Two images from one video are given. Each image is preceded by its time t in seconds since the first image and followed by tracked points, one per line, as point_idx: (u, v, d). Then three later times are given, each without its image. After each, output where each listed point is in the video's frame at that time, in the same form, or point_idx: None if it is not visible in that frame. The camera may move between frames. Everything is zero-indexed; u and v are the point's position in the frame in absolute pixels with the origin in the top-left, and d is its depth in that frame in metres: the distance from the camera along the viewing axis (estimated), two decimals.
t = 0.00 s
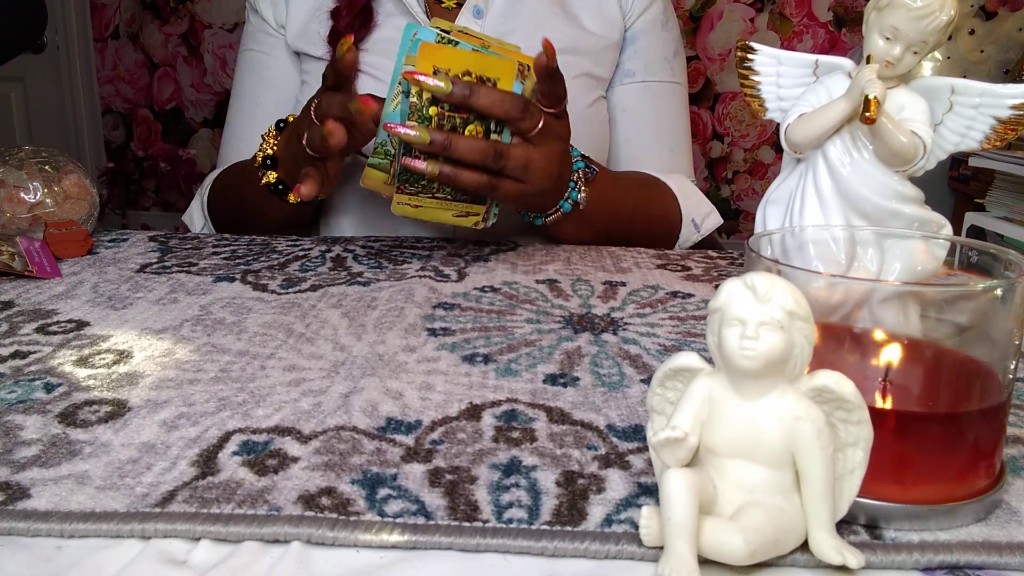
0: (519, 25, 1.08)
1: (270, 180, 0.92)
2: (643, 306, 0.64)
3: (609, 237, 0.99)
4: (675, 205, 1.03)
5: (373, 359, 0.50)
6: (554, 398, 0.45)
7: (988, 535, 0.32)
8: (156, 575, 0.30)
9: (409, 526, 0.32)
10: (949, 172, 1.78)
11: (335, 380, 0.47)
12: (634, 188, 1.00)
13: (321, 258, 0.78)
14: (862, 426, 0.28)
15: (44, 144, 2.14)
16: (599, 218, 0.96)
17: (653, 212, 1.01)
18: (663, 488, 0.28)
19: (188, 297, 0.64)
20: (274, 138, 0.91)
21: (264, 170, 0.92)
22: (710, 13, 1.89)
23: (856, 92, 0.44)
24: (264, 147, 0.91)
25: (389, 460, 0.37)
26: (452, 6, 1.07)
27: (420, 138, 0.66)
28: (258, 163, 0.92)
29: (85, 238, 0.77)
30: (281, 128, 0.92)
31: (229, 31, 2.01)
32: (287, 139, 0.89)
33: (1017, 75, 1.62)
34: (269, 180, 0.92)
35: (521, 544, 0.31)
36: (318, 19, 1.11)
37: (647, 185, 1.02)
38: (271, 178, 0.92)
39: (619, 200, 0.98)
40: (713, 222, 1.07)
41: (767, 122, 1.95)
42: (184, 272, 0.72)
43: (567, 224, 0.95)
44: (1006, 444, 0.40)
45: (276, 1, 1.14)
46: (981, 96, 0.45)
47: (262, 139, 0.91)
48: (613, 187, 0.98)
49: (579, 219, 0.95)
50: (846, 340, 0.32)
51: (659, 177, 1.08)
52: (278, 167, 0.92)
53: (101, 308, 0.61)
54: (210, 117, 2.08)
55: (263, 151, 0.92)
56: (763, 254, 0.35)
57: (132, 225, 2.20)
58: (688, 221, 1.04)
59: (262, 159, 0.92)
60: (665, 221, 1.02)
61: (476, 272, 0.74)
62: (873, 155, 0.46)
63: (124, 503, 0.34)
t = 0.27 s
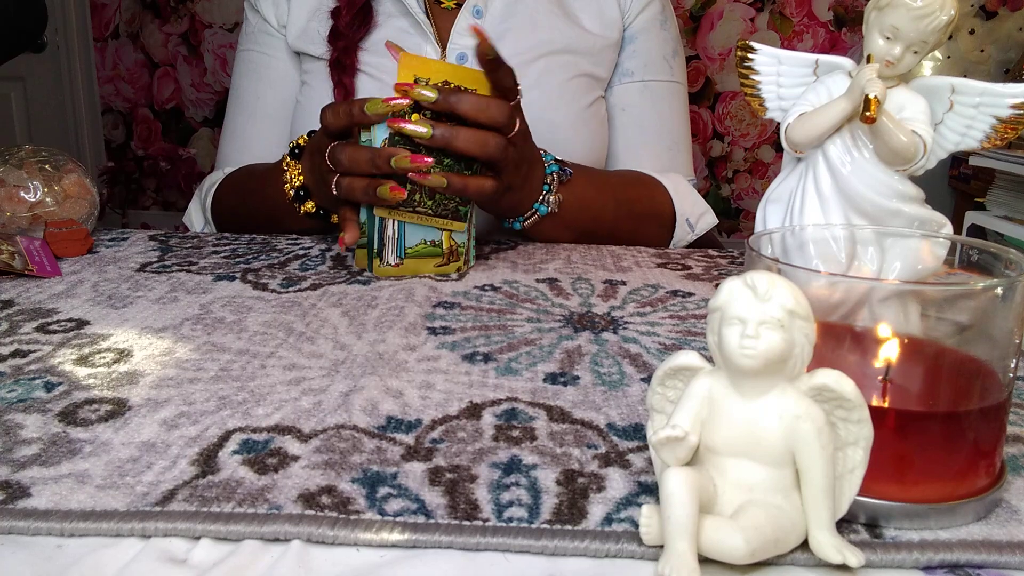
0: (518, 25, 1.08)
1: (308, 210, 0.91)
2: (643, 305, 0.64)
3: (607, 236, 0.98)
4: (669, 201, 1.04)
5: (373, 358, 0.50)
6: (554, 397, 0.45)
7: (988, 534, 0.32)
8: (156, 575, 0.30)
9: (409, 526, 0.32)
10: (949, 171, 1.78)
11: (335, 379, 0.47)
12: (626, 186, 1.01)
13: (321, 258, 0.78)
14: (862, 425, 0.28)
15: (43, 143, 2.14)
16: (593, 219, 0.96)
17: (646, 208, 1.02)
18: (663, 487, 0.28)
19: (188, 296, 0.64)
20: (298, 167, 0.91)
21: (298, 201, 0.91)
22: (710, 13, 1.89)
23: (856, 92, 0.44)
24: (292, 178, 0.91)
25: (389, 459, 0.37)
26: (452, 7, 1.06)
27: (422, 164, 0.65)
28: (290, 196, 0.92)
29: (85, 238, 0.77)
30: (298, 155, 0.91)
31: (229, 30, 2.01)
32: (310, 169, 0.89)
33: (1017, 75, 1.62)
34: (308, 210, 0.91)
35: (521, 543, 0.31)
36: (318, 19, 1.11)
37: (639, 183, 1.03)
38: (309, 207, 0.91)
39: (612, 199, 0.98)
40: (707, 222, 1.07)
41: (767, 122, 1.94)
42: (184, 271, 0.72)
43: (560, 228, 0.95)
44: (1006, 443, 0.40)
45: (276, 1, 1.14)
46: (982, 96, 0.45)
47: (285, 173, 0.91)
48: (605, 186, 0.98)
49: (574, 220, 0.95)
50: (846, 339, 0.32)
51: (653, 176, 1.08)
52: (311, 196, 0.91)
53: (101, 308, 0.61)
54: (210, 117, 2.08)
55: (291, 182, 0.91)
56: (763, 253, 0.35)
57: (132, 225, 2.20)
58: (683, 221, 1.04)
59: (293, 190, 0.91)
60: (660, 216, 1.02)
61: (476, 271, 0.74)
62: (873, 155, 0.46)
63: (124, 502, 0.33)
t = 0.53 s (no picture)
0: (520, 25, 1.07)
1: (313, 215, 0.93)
2: (643, 306, 0.64)
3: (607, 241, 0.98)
4: (668, 202, 1.04)
5: (373, 359, 0.50)
6: (554, 398, 0.45)
7: (988, 535, 0.32)
8: None
9: (409, 527, 0.32)
10: (949, 170, 1.78)
11: (335, 380, 0.47)
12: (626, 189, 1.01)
13: (321, 258, 0.78)
14: (862, 426, 0.28)
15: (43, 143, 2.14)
16: (593, 219, 0.96)
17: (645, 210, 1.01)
18: (663, 488, 0.28)
19: (188, 297, 0.64)
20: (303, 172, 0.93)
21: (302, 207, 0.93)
22: (710, 12, 1.89)
23: (856, 92, 0.44)
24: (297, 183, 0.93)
25: (389, 460, 0.37)
26: (452, 7, 1.06)
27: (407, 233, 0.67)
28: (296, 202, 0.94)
29: (85, 238, 0.77)
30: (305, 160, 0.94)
31: (229, 30, 2.01)
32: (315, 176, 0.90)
33: (1017, 74, 1.62)
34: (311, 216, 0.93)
35: (521, 544, 0.31)
36: (318, 19, 1.11)
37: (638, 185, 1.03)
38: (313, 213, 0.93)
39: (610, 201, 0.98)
40: (706, 221, 1.07)
41: (767, 121, 1.94)
42: (184, 271, 0.72)
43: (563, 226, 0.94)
44: (1006, 444, 0.40)
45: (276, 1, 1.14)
46: (982, 95, 0.45)
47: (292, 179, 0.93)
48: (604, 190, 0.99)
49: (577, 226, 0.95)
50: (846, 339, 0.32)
51: (652, 176, 1.09)
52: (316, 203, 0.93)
53: (101, 308, 0.61)
54: (210, 116, 2.08)
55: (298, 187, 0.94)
56: (763, 253, 0.35)
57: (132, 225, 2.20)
58: (682, 221, 1.04)
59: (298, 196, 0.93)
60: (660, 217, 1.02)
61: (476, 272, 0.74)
62: (873, 154, 0.46)
63: (124, 503, 0.34)
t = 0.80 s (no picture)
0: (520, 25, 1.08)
1: (288, 191, 0.93)
2: (643, 306, 0.64)
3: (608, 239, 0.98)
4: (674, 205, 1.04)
5: (373, 359, 0.50)
6: (554, 398, 0.45)
7: (988, 535, 0.32)
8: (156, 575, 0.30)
9: (409, 527, 0.32)
10: (949, 171, 1.78)
11: (335, 380, 0.47)
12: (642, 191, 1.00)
13: (321, 258, 0.78)
14: (862, 426, 0.28)
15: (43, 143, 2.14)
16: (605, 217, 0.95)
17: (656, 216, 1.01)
18: (663, 488, 0.28)
19: (188, 297, 0.64)
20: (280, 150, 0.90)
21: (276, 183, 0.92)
22: (710, 13, 1.89)
23: (856, 92, 0.44)
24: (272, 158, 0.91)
25: (389, 460, 0.37)
26: (452, 7, 1.06)
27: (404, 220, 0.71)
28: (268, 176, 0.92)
29: (85, 238, 0.77)
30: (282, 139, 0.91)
31: (229, 30, 2.01)
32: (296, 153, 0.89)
33: (1017, 75, 1.62)
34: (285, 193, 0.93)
35: (521, 544, 0.31)
36: (318, 19, 1.11)
37: (652, 189, 1.03)
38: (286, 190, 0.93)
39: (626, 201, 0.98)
40: (712, 221, 1.08)
41: (767, 122, 1.94)
42: (184, 271, 0.72)
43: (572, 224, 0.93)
44: (1006, 444, 0.40)
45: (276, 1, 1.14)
46: (981, 96, 0.45)
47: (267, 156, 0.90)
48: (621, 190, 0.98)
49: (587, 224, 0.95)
50: (847, 340, 0.32)
51: (656, 177, 1.09)
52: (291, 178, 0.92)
53: (101, 308, 0.61)
54: (210, 117, 2.08)
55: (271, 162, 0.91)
56: (763, 254, 0.35)
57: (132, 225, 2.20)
58: (688, 221, 1.04)
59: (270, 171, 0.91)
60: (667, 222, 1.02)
61: (476, 272, 0.74)
62: (873, 155, 0.46)
63: (124, 503, 0.34)
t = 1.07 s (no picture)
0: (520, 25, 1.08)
1: (285, 195, 0.93)
2: (643, 306, 0.64)
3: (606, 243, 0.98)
4: (676, 211, 1.04)
5: (373, 359, 0.50)
6: (554, 398, 0.45)
7: (988, 535, 0.32)
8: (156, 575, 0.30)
9: (409, 527, 0.32)
10: (949, 171, 1.78)
11: (335, 380, 0.47)
12: (639, 197, 1.01)
13: (321, 258, 0.78)
14: (862, 426, 0.28)
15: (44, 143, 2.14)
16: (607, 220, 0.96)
17: (656, 220, 1.01)
18: (663, 488, 0.28)
19: (188, 297, 0.64)
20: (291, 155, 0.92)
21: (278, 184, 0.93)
22: (710, 13, 1.89)
23: (856, 92, 0.44)
24: (281, 161, 0.93)
25: (389, 460, 0.37)
26: (452, 7, 1.07)
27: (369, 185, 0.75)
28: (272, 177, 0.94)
29: (85, 238, 0.77)
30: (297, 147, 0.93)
31: (229, 31, 2.01)
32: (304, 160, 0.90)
33: (1017, 75, 1.62)
34: (283, 195, 0.93)
35: (521, 544, 0.31)
36: (318, 19, 1.11)
37: (651, 195, 1.03)
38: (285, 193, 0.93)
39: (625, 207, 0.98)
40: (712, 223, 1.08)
41: (767, 122, 1.94)
42: (184, 271, 0.72)
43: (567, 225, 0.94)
44: (1006, 444, 0.40)
45: (276, 2, 1.14)
46: (981, 96, 0.45)
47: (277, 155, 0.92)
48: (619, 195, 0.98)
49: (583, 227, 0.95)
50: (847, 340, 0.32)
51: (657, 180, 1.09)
52: (294, 182, 0.93)
53: (101, 308, 0.61)
54: (210, 117, 2.08)
55: (280, 164, 0.93)
56: (763, 254, 0.35)
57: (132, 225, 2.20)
58: (688, 224, 1.05)
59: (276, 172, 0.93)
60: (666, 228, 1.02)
61: (476, 272, 0.74)
62: (873, 155, 0.46)
63: (124, 503, 0.34)
